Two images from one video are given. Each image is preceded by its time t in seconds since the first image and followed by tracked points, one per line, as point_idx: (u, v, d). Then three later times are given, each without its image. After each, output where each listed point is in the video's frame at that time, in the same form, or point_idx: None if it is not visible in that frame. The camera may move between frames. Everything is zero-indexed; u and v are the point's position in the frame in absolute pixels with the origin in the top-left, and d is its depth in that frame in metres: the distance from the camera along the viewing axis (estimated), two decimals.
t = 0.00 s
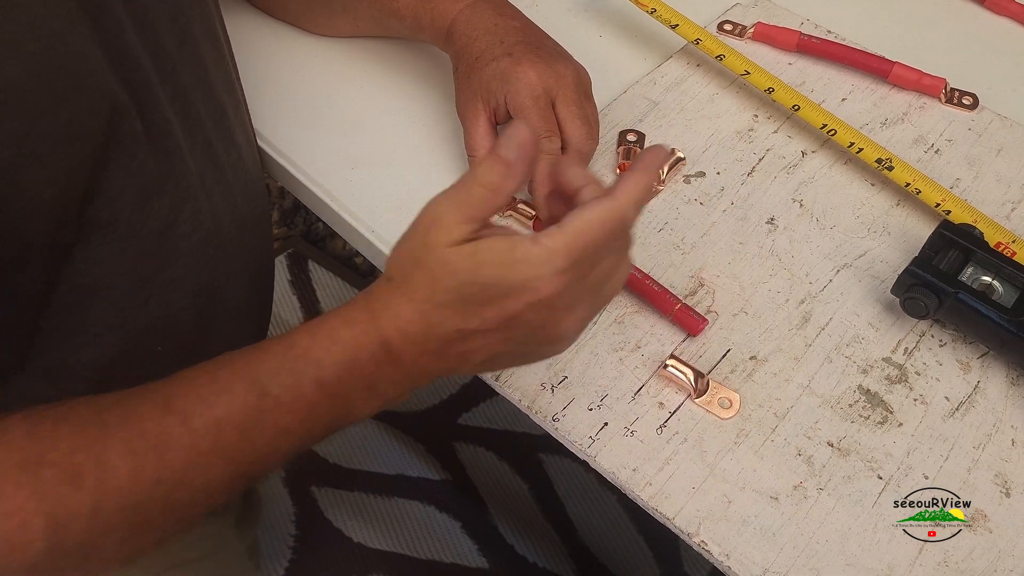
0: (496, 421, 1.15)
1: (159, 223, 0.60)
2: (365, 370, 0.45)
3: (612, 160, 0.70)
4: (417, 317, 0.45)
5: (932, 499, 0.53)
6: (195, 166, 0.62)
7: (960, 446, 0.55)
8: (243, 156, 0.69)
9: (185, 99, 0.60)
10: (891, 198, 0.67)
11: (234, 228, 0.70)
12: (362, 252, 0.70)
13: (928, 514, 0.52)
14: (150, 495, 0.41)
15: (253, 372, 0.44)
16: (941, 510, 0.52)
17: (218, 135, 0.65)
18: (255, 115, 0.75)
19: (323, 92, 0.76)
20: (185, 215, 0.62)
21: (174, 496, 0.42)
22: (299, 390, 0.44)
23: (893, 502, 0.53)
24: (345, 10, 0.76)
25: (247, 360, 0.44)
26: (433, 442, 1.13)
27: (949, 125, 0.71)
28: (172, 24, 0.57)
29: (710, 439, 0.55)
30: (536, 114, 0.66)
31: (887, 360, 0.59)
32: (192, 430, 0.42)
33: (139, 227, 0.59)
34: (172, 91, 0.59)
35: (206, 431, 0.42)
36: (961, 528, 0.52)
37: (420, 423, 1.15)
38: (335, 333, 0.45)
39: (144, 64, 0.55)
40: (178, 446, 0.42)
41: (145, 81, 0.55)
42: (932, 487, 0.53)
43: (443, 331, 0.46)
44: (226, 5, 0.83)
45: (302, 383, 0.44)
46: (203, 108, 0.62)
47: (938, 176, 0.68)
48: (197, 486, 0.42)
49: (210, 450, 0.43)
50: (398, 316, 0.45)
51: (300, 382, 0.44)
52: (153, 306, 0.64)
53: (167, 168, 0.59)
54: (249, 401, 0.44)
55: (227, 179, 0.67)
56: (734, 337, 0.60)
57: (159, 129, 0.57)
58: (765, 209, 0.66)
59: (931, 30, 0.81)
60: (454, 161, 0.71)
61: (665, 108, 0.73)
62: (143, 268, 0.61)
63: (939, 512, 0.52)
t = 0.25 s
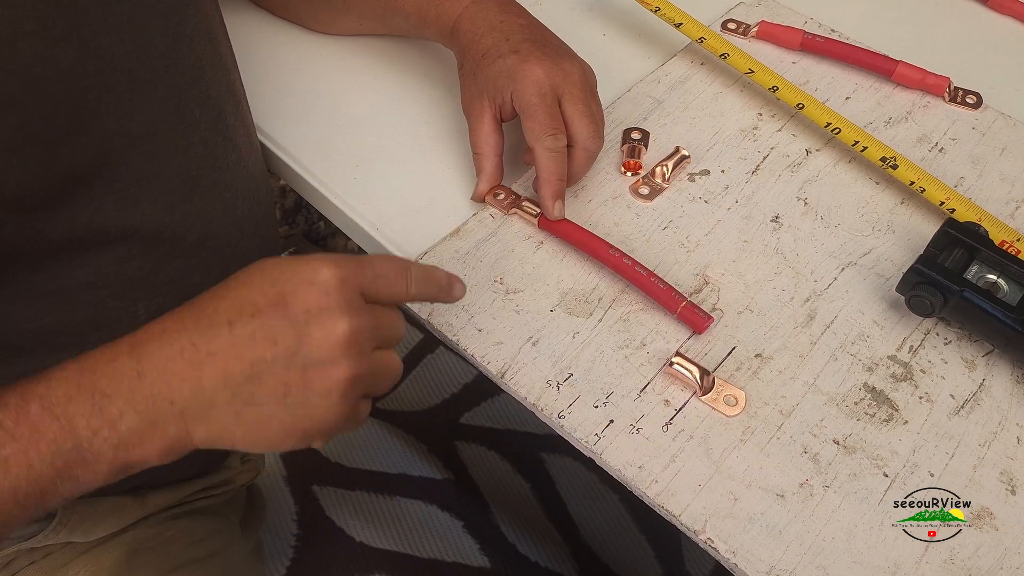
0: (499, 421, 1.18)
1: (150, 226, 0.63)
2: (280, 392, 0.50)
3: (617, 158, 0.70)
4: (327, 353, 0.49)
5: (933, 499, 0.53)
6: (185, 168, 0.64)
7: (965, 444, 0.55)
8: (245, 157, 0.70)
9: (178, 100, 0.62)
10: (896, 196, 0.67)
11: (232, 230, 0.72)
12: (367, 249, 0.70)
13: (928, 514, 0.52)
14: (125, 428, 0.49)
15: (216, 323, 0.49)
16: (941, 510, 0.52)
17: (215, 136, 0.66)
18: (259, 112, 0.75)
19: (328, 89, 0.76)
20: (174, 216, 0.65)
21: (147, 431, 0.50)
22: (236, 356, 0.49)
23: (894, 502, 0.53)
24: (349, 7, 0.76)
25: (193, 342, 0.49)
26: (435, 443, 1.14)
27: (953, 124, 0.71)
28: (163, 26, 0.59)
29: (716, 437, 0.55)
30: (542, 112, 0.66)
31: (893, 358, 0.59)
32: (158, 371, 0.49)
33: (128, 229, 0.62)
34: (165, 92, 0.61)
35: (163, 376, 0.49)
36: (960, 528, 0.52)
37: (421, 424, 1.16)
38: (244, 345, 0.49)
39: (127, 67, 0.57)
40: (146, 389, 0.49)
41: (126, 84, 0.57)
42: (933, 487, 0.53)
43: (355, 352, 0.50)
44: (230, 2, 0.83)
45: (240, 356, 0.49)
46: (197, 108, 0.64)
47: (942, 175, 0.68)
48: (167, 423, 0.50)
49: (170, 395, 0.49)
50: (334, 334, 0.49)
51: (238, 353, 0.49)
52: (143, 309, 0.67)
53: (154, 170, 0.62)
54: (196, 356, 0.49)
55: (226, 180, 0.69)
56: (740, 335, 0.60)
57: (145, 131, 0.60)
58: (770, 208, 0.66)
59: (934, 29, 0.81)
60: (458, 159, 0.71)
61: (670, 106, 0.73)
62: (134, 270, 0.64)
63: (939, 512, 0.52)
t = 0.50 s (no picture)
0: (500, 422, 1.18)
1: (138, 228, 0.62)
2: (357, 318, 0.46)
3: (620, 160, 0.70)
4: (447, 295, 0.46)
5: (933, 499, 0.53)
6: (176, 171, 0.64)
7: (968, 445, 0.55)
8: (237, 163, 0.70)
9: (170, 101, 0.62)
10: (899, 198, 0.67)
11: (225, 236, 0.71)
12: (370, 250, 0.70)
13: (928, 514, 0.52)
14: (140, 437, 0.42)
15: (234, 299, 0.44)
16: (941, 510, 0.52)
17: (207, 138, 0.66)
18: (263, 114, 0.75)
19: (332, 91, 0.76)
20: (163, 220, 0.64)
21: (159, 438, 0.43)
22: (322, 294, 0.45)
23: (894, 503, 0.53)
24: (353, 8, 0.76)
25: (363, 215, 0.47)
26: (438, 443, 1.14)
27: (956, 126, 0.71)
28: (159, 29, 0.60)
29: (720, 438, 0.55)
30: (546, 113, 0.66)
31: (896, 359, 0.59)
32: (167, 361, 0.43)
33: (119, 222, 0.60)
34: (157, 93, 0.61)
35: (173, 366, 0.43)
36: (961, 528, 0.52)
37: (422, 424, 1.17)
38: (403, 220, 0.47)
39: (116, 68, 0.58)
40: (160, 381, 0.42)
41: (116, 85, 0.58)
42: (933, 487, 0.53)
43: (478, 301, 0.47)
44: (233, 3, 0.83)
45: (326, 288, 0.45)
46: (191, 111, 0.64)
47: (945, 176, 0.68)
48: (178, 429, 0.43)
49: (187, 393, 0.43)
50: (498, 224, 0.48)
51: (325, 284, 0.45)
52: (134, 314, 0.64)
53: (144, 172, 0.61)
54: (215, 334, 0.43)
55: (218, 185, 0.68)
56: (743, 336, 0.60)
57: (135, 133, 0.60)
58: (773, 209, 0.67)
59: (936, 31, 0.81)
60: (462, 160, 0.71)
61: (673, 108, 0.73)
62: (129, 274, 0.62)
63: (939, 512, 0.52)
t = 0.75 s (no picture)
0: (499, 422, 1.15)
1: (144, 225, 0.62)
2: (398, 382, 0.55)
3: (621, 163, 0.70)
4: (479, 352, 0.55)
5: (933, 500, 0.53)
6: (183, 169, 0.64)
7: (968, 447, 0.55)
8: (240, 162, 0.69)
9: (179, 100, 0.62)
10: (899, 201, 0.67)
11: (230, 235, 0.71)
12: (371, 253, 0.70)
13: (928, 514, 0.52)
14: (192, 471, 0.47)
15: (293, 354, 0.52)
16: (941, 510, 0.53)
17: (213, 137, 0.66)
18: (265, 116, 0.75)
19: (333, 93, 0.76)
20: (171, 218, 0.64)
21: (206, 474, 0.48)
22: (372, 354, 0.53)
23: (894, 503, 0.53)
24: (355, 11, 0.76)
25: (400, 288, 0.56)
26: (437, 444, 1.13)
27: (956, 128, 0.72)
28: (166, 27, 0.60)
29: (721, 441, 0.55)
30: (548, 116, 0.67)
31: (897, 362, 0.59)
32: (229, 400, 0.49)
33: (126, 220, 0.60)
34: (165, 92, 0.61)
35: (234, 405, 0.49)
36: (961, 528, 0.52)
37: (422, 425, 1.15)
38: (434, 289, 0.56)
39: (128, 66, 0.58)
40: (217, 419, 0.48)
41: (129, 82, 0.58)
42: (933, 487, 0.54)
43: (503, 353, 0.56)
44: (234, 6, 0.83)
45: (374, 350, 0.53)
46: (198, 109, 0.64)
47: (945, 179, 0.68)
48: (222, 466, 0.48)
49: (241, 432, 0.49)
50: (514, 282, 0.58)
51: (374, 345, 0.53)
52: (144, 312, 0.65)
53: (151, 170, 0.62)
54: (271, 380, 0.51)
55: (223, 185, 0.68)
56: (744, 339, 0.60)
57: (144, 131, 0.60)
58: (773, 212, 0.67)
59: (937, 34, 0.81)
60: (463, 163, 0.71)
61: (673, 110, 0.73)
62: (135, 271, 0.63)
63: (939, 512, 0.52)
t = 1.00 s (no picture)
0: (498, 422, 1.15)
1: (154, 235, 0.61)
2: (406, 426, 0.56)
3: (618, 166, 0.70)
4: (482, 399, 0.57)
5: (933, 499, 0.53)
6: (194, 179, 0.63)
7: (965, 449, 0.55)
8: (243, 169, 0.69)
9: (188, 112, 0.61)
10: (896, 203, 0.67)
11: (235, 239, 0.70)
12: (368, 257, 0.70)
13: (928, 514, 0.53)
14: (213, 499, 0.48)
15: (313, 393, 0.53)
16: (941, 510, 0.53)
17: (219, 147, 0.65)
18: (262, 120, 0.75)
19: (330, 97, 0.76)
20: (182, 228, 0.63)
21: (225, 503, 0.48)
22: (385, 401, 0.55)
23: (894, 503, 0.53)
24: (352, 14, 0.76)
25: (408, 335, 0.57)
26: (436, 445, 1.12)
27: (953, 130, 0.72)
28: (175, 36, 0.59)
29: (718, 445, 0.55)
30: (546, 120, 0.67)
31: (893, 364, 0.59)
32: (252, 434, 0.50)
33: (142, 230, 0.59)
34: (174, 104, 0.60)
35: (257, 438, 0.50)
36: (961, 528, 0.52)
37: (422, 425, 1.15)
38: (442, 335, 0.57)
39: (145, 77, 0.56)
40: (241, 450, 0.49)
41: (145, 94, 0.57)
42: (933, 487, 0.54)
43: (507, 398, 0.57)
44: (232, 9, 0.83)
45: (388, 397, 0.55)
46: (204, 119, 0.63)
47: (942, 181, 0.68)
48: (240, 497, 0.49)
49: (262, 464, 0.50)
50: (521, 325, 0.57)
51: (388, 393, 0.55)
52: (153, 319, 0.64)
53: (163, 180, 0.60)
54: (292, 417, 0.52)
55: (228, 190, 0.68)
56: (741, 342, 0.60)
57: (158, 141, 0.59)
58: (770, 214, 0.67)
59: (934, 34, 0.81)
60: (460, 167, 0.71)
61: (671, 113, 0.73)
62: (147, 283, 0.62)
63: (939, 512, 0.53)
